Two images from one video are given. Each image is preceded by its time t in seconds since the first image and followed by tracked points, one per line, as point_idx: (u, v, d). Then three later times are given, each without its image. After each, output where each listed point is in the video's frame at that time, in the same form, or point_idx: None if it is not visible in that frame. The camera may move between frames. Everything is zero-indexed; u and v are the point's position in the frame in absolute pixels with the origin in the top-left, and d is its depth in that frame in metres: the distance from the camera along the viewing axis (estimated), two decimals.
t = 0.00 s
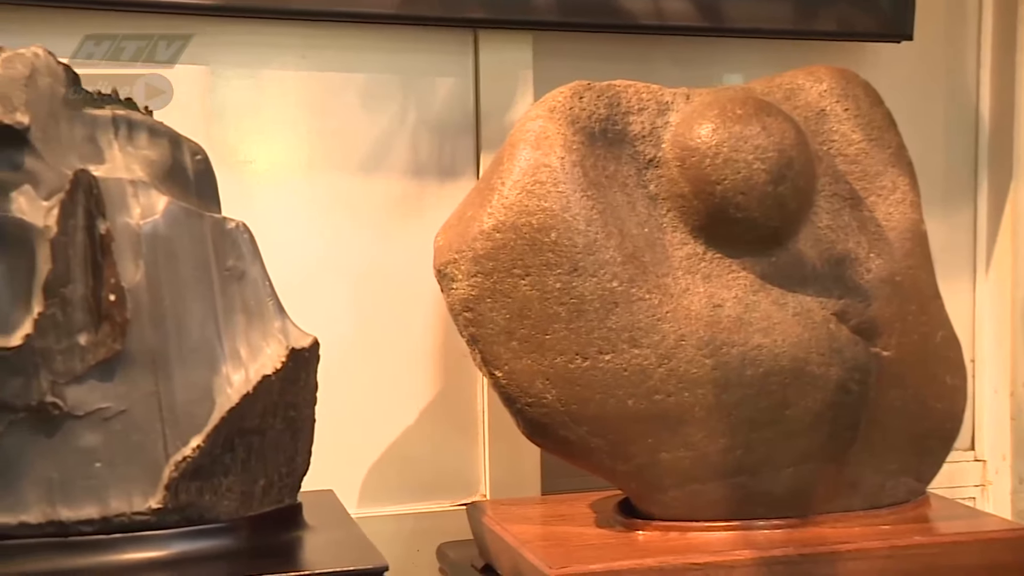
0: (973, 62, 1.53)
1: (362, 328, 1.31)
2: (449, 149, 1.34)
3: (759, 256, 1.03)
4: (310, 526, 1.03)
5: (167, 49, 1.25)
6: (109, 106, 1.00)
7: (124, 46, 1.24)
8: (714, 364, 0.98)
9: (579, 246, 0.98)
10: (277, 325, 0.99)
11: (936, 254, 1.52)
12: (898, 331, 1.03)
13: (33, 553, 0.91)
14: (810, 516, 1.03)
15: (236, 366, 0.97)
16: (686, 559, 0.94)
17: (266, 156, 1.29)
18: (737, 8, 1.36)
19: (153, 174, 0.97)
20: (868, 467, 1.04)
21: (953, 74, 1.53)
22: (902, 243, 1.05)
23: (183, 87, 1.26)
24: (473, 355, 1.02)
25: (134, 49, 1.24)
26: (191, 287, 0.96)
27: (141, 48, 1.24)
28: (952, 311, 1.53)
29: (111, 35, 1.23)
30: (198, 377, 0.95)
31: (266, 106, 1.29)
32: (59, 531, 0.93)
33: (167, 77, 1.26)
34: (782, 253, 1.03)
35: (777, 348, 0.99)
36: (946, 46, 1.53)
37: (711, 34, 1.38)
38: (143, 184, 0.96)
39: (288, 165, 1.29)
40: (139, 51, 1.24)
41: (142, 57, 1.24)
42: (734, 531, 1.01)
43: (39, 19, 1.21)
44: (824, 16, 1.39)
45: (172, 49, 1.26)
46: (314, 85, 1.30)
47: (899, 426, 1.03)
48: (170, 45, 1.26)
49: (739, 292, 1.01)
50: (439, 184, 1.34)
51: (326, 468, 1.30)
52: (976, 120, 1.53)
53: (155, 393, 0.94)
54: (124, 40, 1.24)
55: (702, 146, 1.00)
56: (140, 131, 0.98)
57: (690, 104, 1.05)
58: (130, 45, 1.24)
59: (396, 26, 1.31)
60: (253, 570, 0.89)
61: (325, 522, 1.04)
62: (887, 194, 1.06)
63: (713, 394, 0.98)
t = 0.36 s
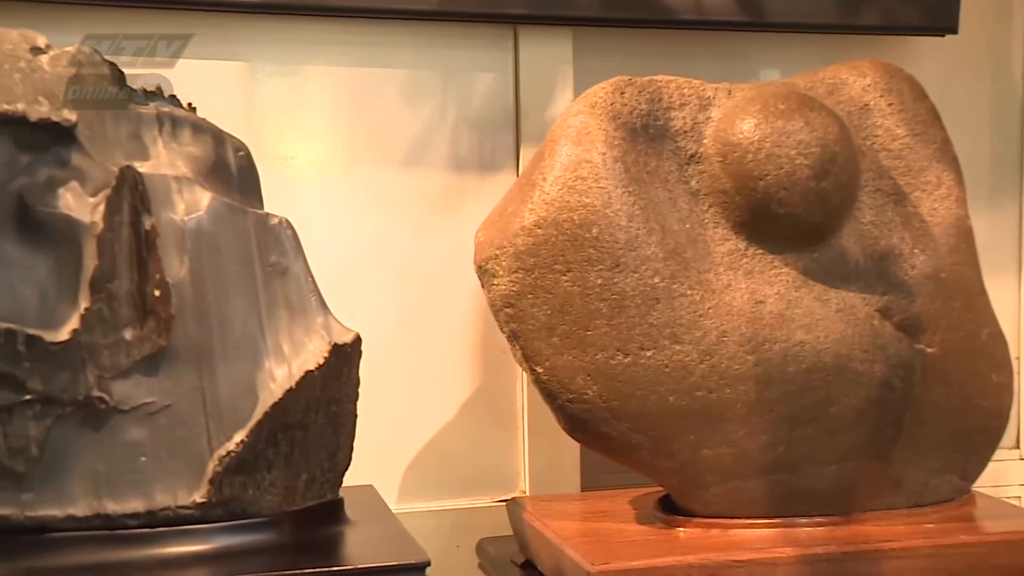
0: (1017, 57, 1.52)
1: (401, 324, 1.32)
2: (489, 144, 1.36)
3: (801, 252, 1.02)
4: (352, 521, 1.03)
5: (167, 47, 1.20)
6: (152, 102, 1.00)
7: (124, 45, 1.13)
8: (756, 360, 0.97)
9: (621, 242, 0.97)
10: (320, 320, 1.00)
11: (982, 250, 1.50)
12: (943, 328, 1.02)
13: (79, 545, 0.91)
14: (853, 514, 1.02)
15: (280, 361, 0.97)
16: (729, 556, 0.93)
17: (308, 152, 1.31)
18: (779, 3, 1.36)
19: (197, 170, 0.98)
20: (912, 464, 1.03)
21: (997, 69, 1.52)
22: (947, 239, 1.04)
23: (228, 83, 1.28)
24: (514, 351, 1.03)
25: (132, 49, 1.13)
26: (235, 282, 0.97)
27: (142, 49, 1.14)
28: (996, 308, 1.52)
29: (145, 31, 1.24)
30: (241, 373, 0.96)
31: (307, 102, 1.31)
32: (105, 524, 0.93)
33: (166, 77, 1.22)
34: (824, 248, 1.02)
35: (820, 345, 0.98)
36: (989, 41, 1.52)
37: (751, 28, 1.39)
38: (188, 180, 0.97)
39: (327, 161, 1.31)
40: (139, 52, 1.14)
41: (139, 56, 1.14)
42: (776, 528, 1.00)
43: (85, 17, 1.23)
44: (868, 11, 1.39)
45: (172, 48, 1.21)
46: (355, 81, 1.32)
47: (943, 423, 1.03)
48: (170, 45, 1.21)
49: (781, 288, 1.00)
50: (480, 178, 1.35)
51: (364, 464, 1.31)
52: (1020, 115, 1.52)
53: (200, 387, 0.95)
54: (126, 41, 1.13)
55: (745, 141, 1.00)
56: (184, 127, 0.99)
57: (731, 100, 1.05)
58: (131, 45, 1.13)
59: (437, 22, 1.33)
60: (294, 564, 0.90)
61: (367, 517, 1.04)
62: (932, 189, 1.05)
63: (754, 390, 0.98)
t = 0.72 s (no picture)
0: None
1: (441, 321, 1.33)
2: (530, 139, 1.36)
3: (845, 250, 1.02)
4: (394, 519, 1.03)
5: (167, 47, 1.09)
6: (198, 102, 1.01)
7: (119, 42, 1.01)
8: (800, 359, 0.97)
9: (663, 240, 0.97)
10: (363, 318, 1.00)
11: None
12: (989, 327, 1.01)
13: (125, 540, 0.92)
14: (897, 514, 1.02)
15: (323, 359, 0.98)
16: (771, 556, 0.93)
17: (349, 151, 1.32)
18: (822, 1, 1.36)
19: (241, 169, 0.99)
20: (957, 464, 1.02)
21: None
22: (994, 237, 1.03)
23: (269, 82, 1.30)
24: (556, 349, 1.03)
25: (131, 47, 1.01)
26: (278, 280, 0.97)
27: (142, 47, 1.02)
28: None
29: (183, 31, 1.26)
30: (285, 371, 0.97)
31: (347, 100, 1.32)
32: (151, 520, 0.94)
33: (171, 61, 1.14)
34: (868, 246, 1.02)
35: (864, 343, 0.97)
36: None
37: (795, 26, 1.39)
38: (232, 179, 0.97)
39: (369, 157, 1.32)
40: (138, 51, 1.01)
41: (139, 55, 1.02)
42: (819, 528, 1.00)
43: (129, 18, 1.25)
44: (911, 6, 1.39)
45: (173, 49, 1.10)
46: (397, 77, 1.33)
47: (989, 422, 1.02)
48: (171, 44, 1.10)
49: (825, 286, 0.99)
50: (521, 174, 1.36)
51: (404, 462, 1.32)
52: None
53: (244, 385, 0.96)
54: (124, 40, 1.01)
55: (788, 139, 0.99)
56: (228, 126, 1.00)
57: (774, 97, 1.04)
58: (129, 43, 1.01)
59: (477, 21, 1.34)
60: (338, 561, 0.90)
61: (408, 515, 1.05)
62: (979, 186, 1.04)
63: (798, 389, 0.97)
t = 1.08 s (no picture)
0: None
1: (479, 321, 1.34)
2: (571, 139, 1.36)
3: (890, 250, 1.01)
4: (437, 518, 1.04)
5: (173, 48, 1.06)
6: (241, 102, 1.03)
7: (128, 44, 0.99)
8: (844, 360, 0.96)
9: (706, 240, 0.96)
10: (406, 318, 1.00)
11: None
12: None
13: (173, 538, 0.93)
14: (944, 517, 1.01)
15: (366, 359, 0.98)
16: (816, 557, 0.92)
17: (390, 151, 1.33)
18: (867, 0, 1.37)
19: (285, 170, 1.00)
20: (1004, 466, 1.02)
21: None
22: None
23: (312, 82, 1.31)
24: (598, 350, 1.03)
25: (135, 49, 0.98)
26: (322, 281, 0.98)
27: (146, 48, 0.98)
28: None
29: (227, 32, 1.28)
30: (328, 371, 0.97)
31: (386, 101, 1.32)
32: (197, 518, 0.94)
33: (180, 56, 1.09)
34: (913, 246, 1.01)
35: (910, 344, 0.96)
36: None
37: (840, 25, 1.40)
38: (276, 179, 0.98)
39: (408, 158, 1.33)
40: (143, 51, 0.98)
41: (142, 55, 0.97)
42: (864, 530, 0.99)
43: (176, 20, 1.27)
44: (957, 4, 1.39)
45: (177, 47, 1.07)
46: (437, 78, 1.34)
47: None
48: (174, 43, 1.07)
49: (870, 287, 0.99)
50: (562, 173, 1.36)
51: (443, 462, 1.32)
52: None
53: (288, 385, 0.96)
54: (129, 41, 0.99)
55: (832, 138, 0.99)
56: (271, 127, 1.01)
57: (819, 97, 1.03)
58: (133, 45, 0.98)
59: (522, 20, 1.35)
60: (382, 560, 0.90)
61: (451, 514, 1.05)
62: None
63: (843, 390, 0.96)
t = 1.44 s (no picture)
0: None
1: (517, 321, 1.34)
2: (612, 141, 1.37)
3: (936, 250, 1.00)
4: (479, 519, 1.04)
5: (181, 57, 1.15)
6: (285, 104, 1.04)
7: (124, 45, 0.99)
8: (889, 361, 0.95)
9: (749, 241, 0.96)
10: (448, 318, 1.01)
11: None
12: None
13: (217, 537, 0.93)
14: (990, 520, 1.01)
15: (409, 359, 0.99)
16: (861, 560, 0.91)
17: (431, 151, 1.34)
18: None
19: (328, 170, 1.01)
20: None
21: None
22: None
23: (355, 81, 1.32)
24: (640, 351, 1.02)
25: (134, 49, 0.99)
26: (365, 281, 0.99)
27: (144, 47, 0.99)
28: None
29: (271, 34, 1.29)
30: (371, 371, 0.97)
31: (426, 102, 1.33)
32: (241, 517, 0.95)
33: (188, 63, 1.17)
34: (959, 247, 1.00)
35: (956, 346, 0.95)
36: None
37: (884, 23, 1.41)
38: (320, 179, 0.99)
39: (447, 158, 1.34)
40: (141, 50, 0.99)
41: (142, 54, 0.98)
42: (908, 533, 0.98)
43: (218, 22, 1.29)
44: (1002, 4, 1.40)
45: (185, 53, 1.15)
46: (477, 78, 1.35)
47: None
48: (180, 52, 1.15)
49: (915, 287, 0.98)
50: (602, 175, 1.37)
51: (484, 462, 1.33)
52: None
53: (332, 384, 0.97)
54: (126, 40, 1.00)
55: (877, 138, 0.98)
56: (315, 128, 1.03)
57: (863, 96, 1.02)
58: (131, 44, 0.99)
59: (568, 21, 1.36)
60: (424, 560, 0.90)
61: (493, 515, 1.06)
62: None
63: (887, 391, 0.95)
